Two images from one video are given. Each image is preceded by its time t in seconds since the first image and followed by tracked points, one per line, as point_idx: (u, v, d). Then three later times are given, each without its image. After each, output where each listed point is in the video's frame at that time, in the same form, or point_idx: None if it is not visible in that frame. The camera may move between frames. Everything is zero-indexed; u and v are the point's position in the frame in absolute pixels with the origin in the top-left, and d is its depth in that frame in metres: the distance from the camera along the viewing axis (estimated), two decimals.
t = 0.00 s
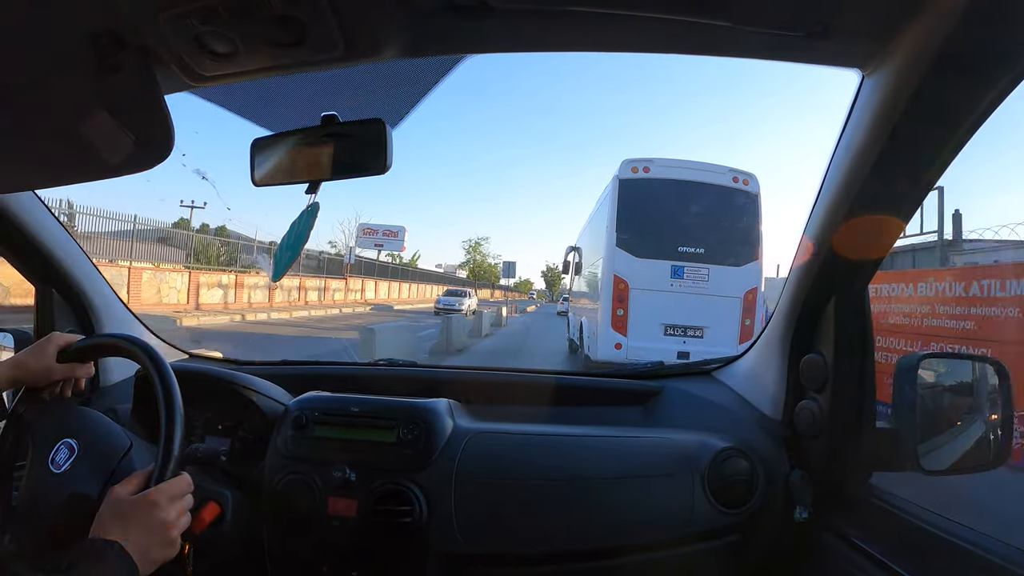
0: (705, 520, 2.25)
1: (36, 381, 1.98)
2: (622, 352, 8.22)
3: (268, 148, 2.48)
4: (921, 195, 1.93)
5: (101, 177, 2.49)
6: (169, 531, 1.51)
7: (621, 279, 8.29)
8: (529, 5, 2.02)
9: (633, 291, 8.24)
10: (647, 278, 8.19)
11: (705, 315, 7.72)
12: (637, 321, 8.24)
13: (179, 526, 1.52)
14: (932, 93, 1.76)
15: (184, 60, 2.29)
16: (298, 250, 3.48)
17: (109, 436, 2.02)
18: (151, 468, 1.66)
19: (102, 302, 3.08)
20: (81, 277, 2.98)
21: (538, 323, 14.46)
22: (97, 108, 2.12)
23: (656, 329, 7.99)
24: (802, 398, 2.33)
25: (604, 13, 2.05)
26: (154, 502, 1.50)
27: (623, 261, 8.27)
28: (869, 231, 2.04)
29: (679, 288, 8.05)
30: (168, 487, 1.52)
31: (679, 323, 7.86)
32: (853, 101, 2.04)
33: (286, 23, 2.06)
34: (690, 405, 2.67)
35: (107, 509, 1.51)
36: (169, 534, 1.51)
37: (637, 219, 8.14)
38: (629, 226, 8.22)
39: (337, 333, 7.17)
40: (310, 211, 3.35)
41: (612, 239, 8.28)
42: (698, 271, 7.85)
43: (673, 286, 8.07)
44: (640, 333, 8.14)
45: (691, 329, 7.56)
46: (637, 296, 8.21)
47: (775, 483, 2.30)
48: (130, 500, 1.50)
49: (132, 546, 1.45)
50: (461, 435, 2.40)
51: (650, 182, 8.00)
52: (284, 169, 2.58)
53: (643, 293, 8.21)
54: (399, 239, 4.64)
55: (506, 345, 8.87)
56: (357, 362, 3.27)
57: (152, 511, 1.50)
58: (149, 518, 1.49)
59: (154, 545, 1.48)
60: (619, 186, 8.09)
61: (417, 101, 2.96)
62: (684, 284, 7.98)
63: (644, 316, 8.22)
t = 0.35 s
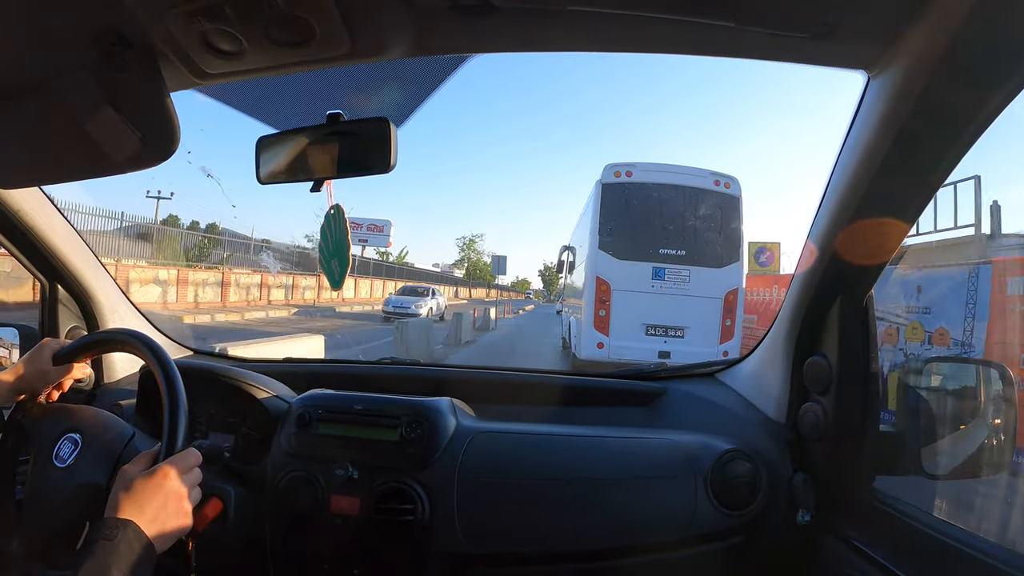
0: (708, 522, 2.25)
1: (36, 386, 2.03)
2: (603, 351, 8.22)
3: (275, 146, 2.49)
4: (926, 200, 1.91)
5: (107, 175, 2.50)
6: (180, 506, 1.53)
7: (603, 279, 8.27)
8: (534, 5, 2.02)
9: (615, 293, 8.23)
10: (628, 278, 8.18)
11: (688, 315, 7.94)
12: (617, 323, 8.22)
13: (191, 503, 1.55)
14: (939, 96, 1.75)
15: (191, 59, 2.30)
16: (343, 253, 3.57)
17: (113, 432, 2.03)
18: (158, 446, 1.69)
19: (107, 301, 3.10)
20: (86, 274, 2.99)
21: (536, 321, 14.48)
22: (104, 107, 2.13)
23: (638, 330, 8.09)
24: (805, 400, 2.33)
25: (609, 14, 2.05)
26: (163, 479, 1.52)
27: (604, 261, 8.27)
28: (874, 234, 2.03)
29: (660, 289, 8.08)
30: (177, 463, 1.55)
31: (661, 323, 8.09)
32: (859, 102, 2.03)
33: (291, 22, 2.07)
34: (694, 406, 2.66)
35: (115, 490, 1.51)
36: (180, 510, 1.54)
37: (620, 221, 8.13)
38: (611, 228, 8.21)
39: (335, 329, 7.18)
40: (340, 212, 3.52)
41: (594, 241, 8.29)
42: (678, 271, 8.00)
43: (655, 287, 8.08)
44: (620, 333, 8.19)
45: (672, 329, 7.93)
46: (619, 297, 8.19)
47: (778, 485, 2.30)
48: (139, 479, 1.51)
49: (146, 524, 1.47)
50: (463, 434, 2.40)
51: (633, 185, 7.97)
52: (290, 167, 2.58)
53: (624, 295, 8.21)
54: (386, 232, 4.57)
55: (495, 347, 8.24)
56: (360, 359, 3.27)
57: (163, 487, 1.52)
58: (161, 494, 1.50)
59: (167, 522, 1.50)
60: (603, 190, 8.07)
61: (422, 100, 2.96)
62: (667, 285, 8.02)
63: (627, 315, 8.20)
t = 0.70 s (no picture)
0: (711, 519, 2.25)
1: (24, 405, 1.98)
2: (591, 348, 8.30)
3: (274, 148, 2.48)
4: (925, 197, 1.92)
5: (106, 179, 2.51)
6: (194, 480, 1.52)
7: (592, 279, 8.26)
8: (531, 4, 2.02)
9: (605, 290, 8.23)
10: (618, 277, 8.18)
11: (676, 313, 8.00)
12: (609, 315, 8.27)
13: (203, 476, 1.54)
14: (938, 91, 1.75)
15: (189, 62, 2.30)
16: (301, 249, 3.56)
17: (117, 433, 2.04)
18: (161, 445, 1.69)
19: (109, 305, 3.10)
20: (86, 279, 2.99)
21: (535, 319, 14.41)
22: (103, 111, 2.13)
23: (627, 326, 8.13)
24: (808, 397, 2.32)
25: (606, 12, 2.05)
26: (174, 455, 1.50)
27: (594, 260, 8.27)
28: (874, 230, 2.02)
29: (649, 288, 8.09)
30: (184, 438, 1.53)
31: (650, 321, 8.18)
32: (858, 98, 2.02)
33: (288, 24, 2.07)
34: (696, 403, 2.67)
35: (128, 471, 1.50)
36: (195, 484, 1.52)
37: (611, 221, 8.12)
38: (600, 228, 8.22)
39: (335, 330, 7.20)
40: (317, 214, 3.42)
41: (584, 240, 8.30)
42: (667, 270, 8.02)
43: (644, 285, 8.08)
44: (610, 330, 8.23)
45: (660, 327, 8.01)
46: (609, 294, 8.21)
47: (780, 482, 2.30)
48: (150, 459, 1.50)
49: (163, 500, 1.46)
50: (466, 433, 2.40)
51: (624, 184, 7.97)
52: (290, 169, 2.58)
53: (615, 291, 8.20)
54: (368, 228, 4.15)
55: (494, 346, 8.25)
56: (362, 361, 3.27)
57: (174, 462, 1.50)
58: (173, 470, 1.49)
59: (182, 497, 1.49)
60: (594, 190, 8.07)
61: (421, 100, 2.96)
62: (655, 283, 8.04)
63: (617, 314, 8.23)
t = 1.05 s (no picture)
0: (709, 521, 2.25)
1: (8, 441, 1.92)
2: (582, 352, 8.27)
3: (272, 149, 2.47)
4: (920, 202, 1.93)
5: (103, 180, 2.50)
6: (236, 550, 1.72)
7: (585, 284, 8.30)
8: (530, 6, 2.02)
9: (596, 295, 8.26)
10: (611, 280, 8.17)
11: (664, 317, 8.02)
12: (598, 324, 8.23)
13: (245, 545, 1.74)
14: (936, 95, 1.75)
15: (187, 63, 2.30)
16: (340, 258, 3.67)
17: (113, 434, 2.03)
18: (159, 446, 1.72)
19: (105, 307, 3.09)
20: (83, 280, 2.98)
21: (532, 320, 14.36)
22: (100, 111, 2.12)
23: (617, 330, 8.11)
24: (806, 399, 2.33)
25: (605, 14, 2.05)
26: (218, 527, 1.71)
27: (586, 264, 8.30)
28: (872, 233, 2.03)
29: (641, 292, 8.10)
30: (224, 513, 1.75)
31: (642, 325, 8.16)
32: (856, 101, 2.03)
33: (287, 25, 2.07)
34: (694, 406, 2.66)
35: (171, 549, 1.68)
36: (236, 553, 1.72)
37: (607, 223, 8.13)
38: (593, 232, 8.24)
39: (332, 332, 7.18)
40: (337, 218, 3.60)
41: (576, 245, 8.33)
42: (656, 275, 8.02)
43: (636, 289, 8.10)
44: (600, 335, 8.18)
45: (650, 331, 7.98)
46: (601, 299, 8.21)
47: (778, 485, 2.29)
48: (193, 533, 1.70)
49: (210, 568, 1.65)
50: (463, 435, 2.40)
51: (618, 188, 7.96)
52: (289, 170, 2.57)
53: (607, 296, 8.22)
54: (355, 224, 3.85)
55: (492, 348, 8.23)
56: (358, 363, 3.26)
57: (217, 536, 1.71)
58: (217, 540, 1.69)
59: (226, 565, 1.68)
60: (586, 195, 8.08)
61: (419, 102, 2.96)
62: (646, 289, 8.05)
63: (610, 318, 8.24)
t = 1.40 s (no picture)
0: (703, 518, 2.25)
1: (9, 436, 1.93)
2: (579, 347, 8.19)
3: (268, 145, 2.46)
4: (914, 201, 1.94)
5: (97, 175, 2.49)
6: None
7: (581, 279, 8.25)
8: (527, 3, 2.02)
9: (592, 291, 8.23)
10: (607, 277, 8.16)
11: (660, 314, 8.05)
12: (597, 320, 8.25)
13: None
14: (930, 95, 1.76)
15: (183, 58, 2.29)
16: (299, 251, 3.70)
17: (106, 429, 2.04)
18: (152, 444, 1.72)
19: (99, 302, 3.08)
20: (77, 275, 2.96)
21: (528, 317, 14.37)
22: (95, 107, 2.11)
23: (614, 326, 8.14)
24: (799, 397, 2.34)
25: (603, 11, 2.04)
26: None
27: (584, 260, 8.27)
28: (866, 232, 2.04)
29: (636, 287, 8.11)
30: None
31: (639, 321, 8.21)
32: (852, 99, 2.04)
33: (284, 21, 2.06)
34: (689, 403, 2.67)
35: None
36: None
37: (604, 219, 8.13)
38: (590, 229, 8.22)
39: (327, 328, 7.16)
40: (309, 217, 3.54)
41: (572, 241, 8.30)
42: (654, 270, 8.06)
43: (631, 285, 8.10)
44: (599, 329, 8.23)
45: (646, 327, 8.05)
46: (597, 295, 8.20)
47: (771, 481, 2.30)
48: None
49: None
50: (458, 432, 2.40)
51: (615, 183, 7.94)
52: (284, 165, 2.56)
53: (603, 292, 8.20)
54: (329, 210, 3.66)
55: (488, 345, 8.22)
56: (353, 359, 3.26)
57: None
58: None
59: None
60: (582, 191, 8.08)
61: (414, 99, 2.96)
62: (641, 283, 8.08)
63: (605, 314, 8.21)
